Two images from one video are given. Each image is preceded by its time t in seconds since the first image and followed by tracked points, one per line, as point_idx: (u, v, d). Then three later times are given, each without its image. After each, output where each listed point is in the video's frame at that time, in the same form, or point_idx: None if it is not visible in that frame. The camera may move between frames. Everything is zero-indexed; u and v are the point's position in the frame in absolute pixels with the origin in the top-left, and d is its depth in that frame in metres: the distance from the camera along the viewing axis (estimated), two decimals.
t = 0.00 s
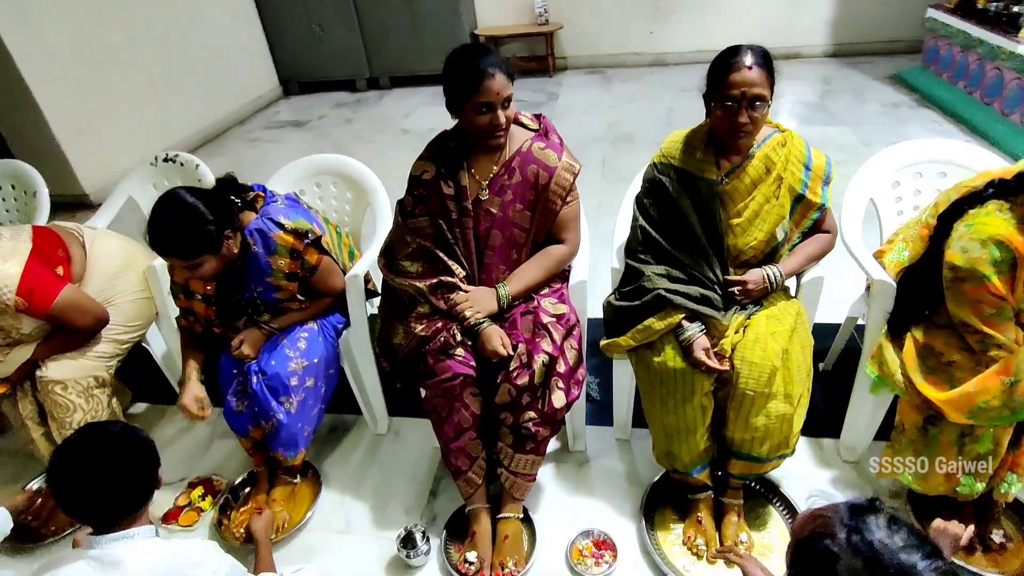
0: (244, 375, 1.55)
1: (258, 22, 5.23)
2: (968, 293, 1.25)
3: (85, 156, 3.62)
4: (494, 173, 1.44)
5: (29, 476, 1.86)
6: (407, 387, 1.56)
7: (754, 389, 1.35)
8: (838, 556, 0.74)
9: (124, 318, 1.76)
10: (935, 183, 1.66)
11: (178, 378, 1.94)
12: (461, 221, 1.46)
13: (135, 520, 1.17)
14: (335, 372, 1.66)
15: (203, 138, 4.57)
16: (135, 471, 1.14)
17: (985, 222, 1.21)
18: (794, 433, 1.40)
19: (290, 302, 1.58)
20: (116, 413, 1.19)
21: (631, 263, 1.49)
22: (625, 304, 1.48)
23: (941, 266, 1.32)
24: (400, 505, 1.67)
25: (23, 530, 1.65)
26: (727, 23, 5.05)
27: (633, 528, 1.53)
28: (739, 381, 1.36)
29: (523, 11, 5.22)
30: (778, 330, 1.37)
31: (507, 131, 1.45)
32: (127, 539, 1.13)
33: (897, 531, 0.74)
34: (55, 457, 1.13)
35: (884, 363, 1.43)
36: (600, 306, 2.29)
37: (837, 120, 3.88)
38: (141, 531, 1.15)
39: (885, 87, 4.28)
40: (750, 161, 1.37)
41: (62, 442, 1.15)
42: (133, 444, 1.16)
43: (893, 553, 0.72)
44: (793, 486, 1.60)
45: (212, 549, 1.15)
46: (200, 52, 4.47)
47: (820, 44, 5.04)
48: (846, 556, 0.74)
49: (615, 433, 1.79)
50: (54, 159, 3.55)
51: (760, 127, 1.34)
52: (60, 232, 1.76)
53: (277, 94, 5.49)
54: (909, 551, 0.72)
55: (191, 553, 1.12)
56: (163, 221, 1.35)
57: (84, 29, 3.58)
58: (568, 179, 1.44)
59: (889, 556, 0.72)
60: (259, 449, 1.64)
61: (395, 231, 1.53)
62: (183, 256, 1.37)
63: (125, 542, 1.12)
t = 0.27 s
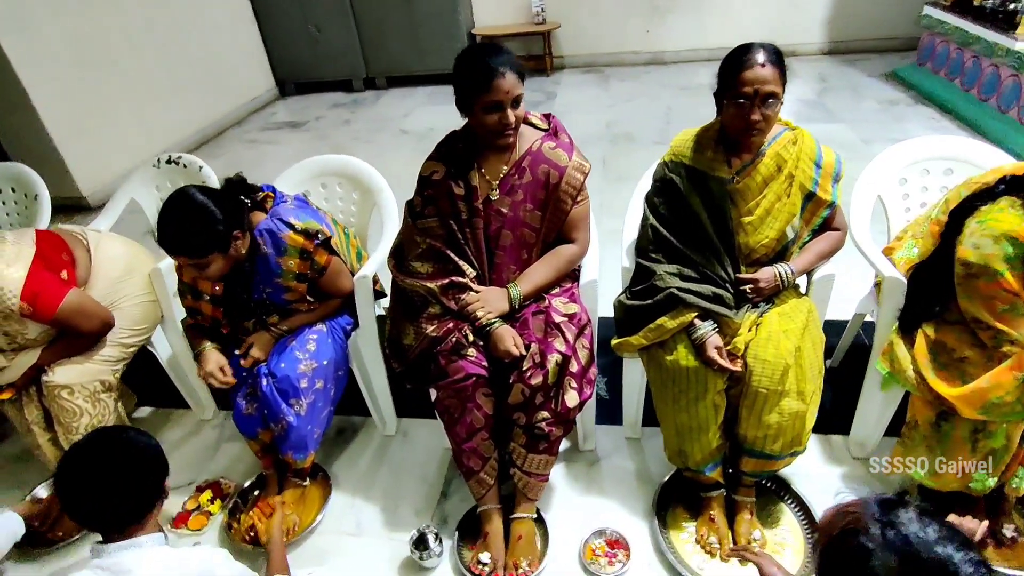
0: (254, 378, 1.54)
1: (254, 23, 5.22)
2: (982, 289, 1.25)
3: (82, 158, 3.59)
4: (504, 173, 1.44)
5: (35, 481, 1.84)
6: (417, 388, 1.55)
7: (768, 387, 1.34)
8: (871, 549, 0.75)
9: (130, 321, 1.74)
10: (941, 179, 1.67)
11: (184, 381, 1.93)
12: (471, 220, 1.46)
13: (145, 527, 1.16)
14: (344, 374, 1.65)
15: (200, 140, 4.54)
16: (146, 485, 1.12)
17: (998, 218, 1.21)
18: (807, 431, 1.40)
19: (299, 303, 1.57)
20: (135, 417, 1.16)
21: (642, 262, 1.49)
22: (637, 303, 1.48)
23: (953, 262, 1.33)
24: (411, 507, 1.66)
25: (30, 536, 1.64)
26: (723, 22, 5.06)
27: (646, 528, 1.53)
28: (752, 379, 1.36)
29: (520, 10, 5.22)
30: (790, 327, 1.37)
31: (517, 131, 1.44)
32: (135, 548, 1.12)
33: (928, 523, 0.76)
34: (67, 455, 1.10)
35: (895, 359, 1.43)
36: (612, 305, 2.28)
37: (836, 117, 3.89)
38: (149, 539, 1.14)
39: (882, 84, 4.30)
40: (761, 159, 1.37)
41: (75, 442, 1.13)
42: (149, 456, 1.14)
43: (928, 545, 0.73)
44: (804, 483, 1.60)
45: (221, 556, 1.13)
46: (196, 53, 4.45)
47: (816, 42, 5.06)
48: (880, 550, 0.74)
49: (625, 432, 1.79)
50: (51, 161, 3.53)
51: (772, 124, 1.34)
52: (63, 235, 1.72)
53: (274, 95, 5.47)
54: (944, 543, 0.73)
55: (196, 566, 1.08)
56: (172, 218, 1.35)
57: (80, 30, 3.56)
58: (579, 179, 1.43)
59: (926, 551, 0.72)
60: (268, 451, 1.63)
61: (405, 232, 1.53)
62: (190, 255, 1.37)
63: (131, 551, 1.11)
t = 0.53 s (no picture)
0: (266, 379, 1.53)
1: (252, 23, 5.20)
2: (997, 286, 1.26)
3: (81, 159, 3.57)
4: (517, 171, 1.43)
5: (42, 485, 1.83)
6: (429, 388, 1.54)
7: (783, 384, 1.34)
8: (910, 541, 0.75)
9: (138, 322, 1.72)
10: (949, 176, 1.67)
11: (194, 383, 1.92)
12: (484, 220, 1.45)
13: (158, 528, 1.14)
14: (356, 375, 1.65)
15: (199, 140, 4.53)
16: (155, 495, 1.10)
17: (1012, 213, 1.23)
18: (822, 428, 1.39)
19: (311, 303, 1.57)
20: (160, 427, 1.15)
21: (656, 260, 1.49)
22: (650, 302, 1.48)
23: (966, 258, 1.34)
24: (423, 507, 1.66)
25: (39, 540, 1.63)
26: (722, 20, 5.07)
27: (660, 526, 1.54)
28: (768, 376, 1.35)
29: (519, 10, 5.23)
30: (804, 324, 1.37)
31: (529, 129, 1.44)
32: (149, 552, 1.10)
33: (965, 516, 0.77)
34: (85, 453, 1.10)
35: (907, 354, 1.42)
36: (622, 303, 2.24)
37: (835, 115, 3.91)
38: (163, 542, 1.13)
39: (880, 82, 4.32)
40: (775, 156, 1.37)
41: (95, 443, 1.13)
42: (166, 467, 1.12)
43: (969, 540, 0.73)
44: (817, 480, 1.60)
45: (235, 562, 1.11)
46: (195, 53, 4.43)
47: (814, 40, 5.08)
48: (921, 544, 0.75)
49: (636, 430, 1.79)
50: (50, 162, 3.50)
51: (786, 121, 1.34)
52: (68, 240, 1.71)
53: (272, 95, 5.45)
54: (983, 536, 0.74)
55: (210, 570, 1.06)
56: (186, 211, 1.36)
57: (79, 30, 3.54)
58: (592, 176, 1.43)
59: (967, 545, 0.73)
60: (280, 453, 1.62)
61: (416, 231, 1.52)
62: (203, 249, 1.37)
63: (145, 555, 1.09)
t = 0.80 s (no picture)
0: (277, 379, 1.52)
1: (251, 23, 5.18)
2: (1015, 282, 1.27)
3: (81, 160, 3.54)
4: (529, 169, 1.42)
5: (47, 489, 1.81)
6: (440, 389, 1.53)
7: (800, 382, 1.34)
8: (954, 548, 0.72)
9: (144, 324, 1.69)
10: (962, 173, 1.66)
11: (201, 384, 1.90)
12: (497, 218, 1.44)
13: (177, 530, 1.12)
14: (366, 375, 1.63)
15: (199, 140, 4.50)
16: (165, 497, 1.07)
17: None
18: (838, 426, 1.39)
19: (322, 301, 1.56)
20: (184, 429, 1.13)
21: (670, 259, 1.48)
22: (665, 301, 1.48)
23: (983, 254, 1.36)
24: (434, 508, 1.65)
25: (45, 544, 1.63)
26: (722, 19, 5.07)
27: (674, 526, 1.53)
28: (785, 374, 1.35)
29: (520, 9, 5.23)
30: (820, 323, 1.36)
31: (541, 126, 1.43)
32: (170, 552, 1.08)
33: (1009, 518, 0.74)
34: (109, 449, 1.11)
35: (923, 352, 1.41)
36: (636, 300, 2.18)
37: (837, 113, 3.91)
38: (183, 543, 1.11)
39: (881, 81, 4.32)
40: (789, 154, 1.37)
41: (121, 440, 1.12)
42: (180, 469, 1.10)
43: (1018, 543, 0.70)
44: (831, 479, 1.59)
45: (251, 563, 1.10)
46: (194, 53, 4.41)
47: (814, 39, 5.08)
48: (965, 549, 0.72)
49: (647, 430, 1.78)
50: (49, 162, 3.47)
51: (799, 117, 1.33)
52: (66, 243, 1.65)
53: (272, 95, 5.43)
54: None
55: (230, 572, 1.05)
56: (203, 206, 1.34)
57: (78, 29, 3.51)
58: (604, 173, 1.42)
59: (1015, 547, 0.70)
60: (291, 454, 1.61)
61: (428, 229, 1.51)
62: (219, 244, 1.36)
63: (166, 555, 1.07)
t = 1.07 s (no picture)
0: (289, 383, 1.51)
1: (254, 26, 5.19)
2: None
3: (85, 162, 3.53)
4: (544, 170, 1.42)
5: (54, 493, 1.80)
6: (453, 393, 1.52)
7: (817, 386, 1.33)
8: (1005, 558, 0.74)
9: (152, 327, 1.66)
10: (975, 175, 1.66)
11: (210, 388, 1.89)
12: (512, 219, 1.43)
13: (200, 532, 1.13)
14: (378, 379, 1.63)
15: (202, 143, 4.50)
16: (176, 504, 1.07)
17: None
18: (855, 430, 1.38)
19: (335, 304, 1.56)
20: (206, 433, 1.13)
21: (684, 261, 1.48)
22: (680, 303, 1.46)
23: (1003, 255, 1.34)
24: (446, 513, 1.64)
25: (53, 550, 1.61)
26: (725, 21, 5.08)
27: (689, 531, 1.52)
28: (802, 378, 1.34)
29: (523, 11, 5.23)
30: (837, 326, 1.36)
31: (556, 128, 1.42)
32: (190, 556, 1.09)
33: None
34: (137, 445, 1.12)
35: (940, 355, 1.40)
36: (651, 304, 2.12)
37: (842, 115, 3.90)
38: (202, 547, 1.11)
39: (885, 82, 4.32)
40: (804, 155, 1.36)
41: (148, 436, 1.14)
42: (193, 475, 1.09)
43: None
44: (846, 483, 1.58)
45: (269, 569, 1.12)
46: (197, 55, 4.41)
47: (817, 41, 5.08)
48: (1012, 558, 0.74)
49: (659, 433, 1.77)
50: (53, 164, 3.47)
51: (811, 116, 1.32)
52: (71, 247, 1.62)
53: (275, 98, 5.44)
54: None
55: None
56: (220, 209, 1.34)
57: (82, 32, 3.51)
58: (619, 174, 1.41)
59: None
60: (302, 458, 1.59)
61: (441, 231, 1.51)
62: (235, 248, 1.36)
63: (186, 559, 1.08)
